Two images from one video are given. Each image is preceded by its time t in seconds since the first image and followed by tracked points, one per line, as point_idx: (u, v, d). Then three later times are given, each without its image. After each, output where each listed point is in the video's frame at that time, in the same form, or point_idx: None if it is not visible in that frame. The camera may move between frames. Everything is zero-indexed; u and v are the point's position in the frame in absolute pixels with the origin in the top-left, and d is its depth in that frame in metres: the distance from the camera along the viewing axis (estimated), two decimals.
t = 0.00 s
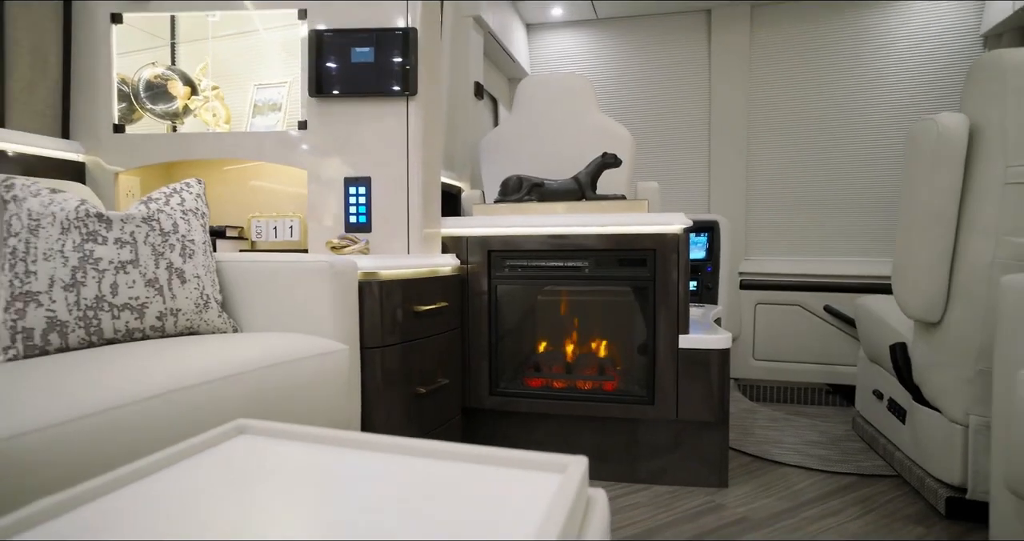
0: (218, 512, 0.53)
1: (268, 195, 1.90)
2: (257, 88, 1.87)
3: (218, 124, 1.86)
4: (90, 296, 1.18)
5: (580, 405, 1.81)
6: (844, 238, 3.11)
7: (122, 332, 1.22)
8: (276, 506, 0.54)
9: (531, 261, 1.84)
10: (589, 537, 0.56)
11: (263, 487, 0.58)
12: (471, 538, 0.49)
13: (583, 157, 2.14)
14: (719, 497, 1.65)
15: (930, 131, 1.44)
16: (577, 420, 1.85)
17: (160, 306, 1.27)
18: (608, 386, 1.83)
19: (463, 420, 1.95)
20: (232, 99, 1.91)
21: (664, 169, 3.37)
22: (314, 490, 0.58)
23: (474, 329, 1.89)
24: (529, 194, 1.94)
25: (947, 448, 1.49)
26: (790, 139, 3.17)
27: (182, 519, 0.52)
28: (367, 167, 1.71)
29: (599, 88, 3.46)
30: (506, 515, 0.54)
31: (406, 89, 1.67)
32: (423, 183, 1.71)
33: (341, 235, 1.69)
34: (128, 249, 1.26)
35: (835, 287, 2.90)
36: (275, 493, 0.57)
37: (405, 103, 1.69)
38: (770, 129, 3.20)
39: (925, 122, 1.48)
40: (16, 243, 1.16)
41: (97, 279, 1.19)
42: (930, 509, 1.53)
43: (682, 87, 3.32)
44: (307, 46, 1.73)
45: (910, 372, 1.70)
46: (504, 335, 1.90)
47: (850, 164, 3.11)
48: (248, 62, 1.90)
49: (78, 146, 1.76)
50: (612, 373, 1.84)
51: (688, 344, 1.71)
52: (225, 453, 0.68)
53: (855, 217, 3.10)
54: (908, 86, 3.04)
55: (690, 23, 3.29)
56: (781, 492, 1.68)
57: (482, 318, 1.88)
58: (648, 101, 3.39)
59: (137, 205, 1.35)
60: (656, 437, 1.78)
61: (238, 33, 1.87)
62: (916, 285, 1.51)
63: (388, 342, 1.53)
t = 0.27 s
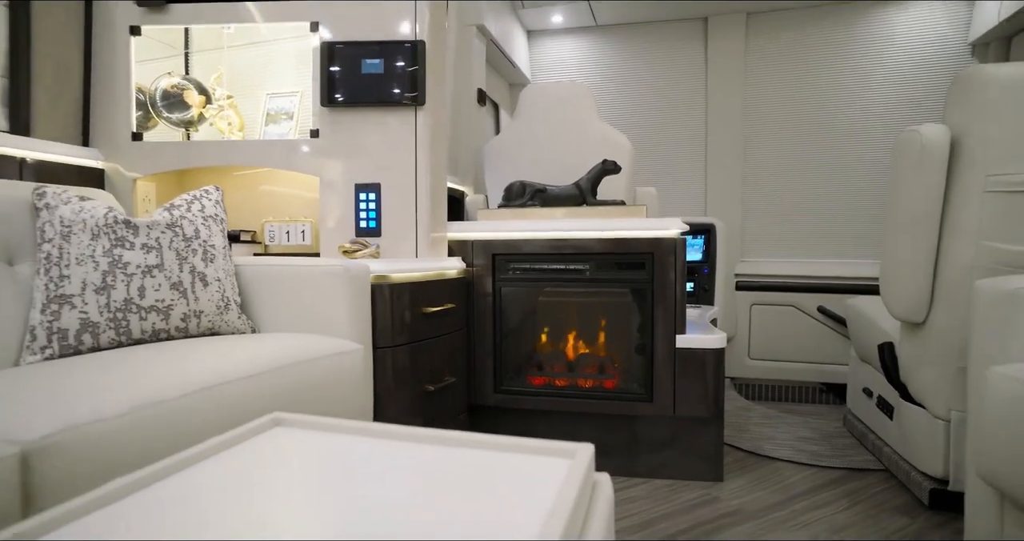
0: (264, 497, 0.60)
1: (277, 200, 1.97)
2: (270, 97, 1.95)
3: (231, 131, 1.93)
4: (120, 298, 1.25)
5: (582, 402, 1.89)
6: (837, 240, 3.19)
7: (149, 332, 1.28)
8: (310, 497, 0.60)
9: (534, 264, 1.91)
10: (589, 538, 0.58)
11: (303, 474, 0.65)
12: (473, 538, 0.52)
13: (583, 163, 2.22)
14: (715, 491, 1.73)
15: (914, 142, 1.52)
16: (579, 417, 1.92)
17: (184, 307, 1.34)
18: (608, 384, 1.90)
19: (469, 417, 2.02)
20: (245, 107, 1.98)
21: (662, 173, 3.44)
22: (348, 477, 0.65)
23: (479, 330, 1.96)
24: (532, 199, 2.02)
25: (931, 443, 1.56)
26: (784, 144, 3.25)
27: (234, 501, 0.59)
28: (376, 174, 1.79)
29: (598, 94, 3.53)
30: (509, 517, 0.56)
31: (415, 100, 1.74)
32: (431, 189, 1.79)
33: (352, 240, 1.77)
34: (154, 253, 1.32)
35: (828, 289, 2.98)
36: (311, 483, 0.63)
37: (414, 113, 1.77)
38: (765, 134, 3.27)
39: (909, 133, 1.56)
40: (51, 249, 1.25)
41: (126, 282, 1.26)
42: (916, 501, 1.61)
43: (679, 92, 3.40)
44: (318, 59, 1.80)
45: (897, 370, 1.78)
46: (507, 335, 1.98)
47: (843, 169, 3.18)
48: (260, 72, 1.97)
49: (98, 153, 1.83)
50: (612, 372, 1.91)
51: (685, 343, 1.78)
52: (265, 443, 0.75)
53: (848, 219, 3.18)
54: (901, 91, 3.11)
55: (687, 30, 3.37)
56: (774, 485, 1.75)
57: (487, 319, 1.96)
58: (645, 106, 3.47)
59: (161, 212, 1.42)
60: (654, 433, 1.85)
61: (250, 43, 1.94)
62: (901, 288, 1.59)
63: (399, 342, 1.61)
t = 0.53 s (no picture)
0: (293, 481, 0.65)
1: (286, 202, 2.04)
2: (281, 104, 2.02)
3: (244, 138, 2.00)
4: (144, 299, 1.31)
5: (582, 399, 1.96)
6: (831, 241, 3.26)
7: (171, 331, 1.35)
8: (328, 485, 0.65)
9: (536, 266, 1.98)
10: (589, 537, 0.59)
11: (328, 462, 0.71)
12: (473, 538, 0.53)
13: (584, 168, 2.28)
14: (711, 483, 1.80)
15: (901, 149, 1.60)
16: (579, 414, 1.99)
17: (205, 307, 1.40)
18: (607, 382, 1.97)
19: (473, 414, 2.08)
20: (257, 113, 2.05)
21: (660, 176, 3.51)
22: (371, 464, 0.70)
23: (483, 329, 2.03)
24: (534, 203, 2.08)
25: (917, 437, 1.64)
26: (779, 147, 3.32)
27: (266, 485, 0.64)
28: (385, 179, 1.85)
29: (597, 98, 3.60)
30: (509, 518, 0.58)
31: (422, 107, 1.81)
32: (437, 193, 1.85)
33: (362, 242, 1.84)
34: (176, 256, 1.39)
35: (821, 289, 3.05)
36: (327, 473, 0.68)
37: (421, 120, 1.83)
38: (761, 138, 3.35)
39: (896, 141, 1.63)
40: (78, 252, 1.31)
41: (150, 283, 1.33)
42: (903, 493, 1.68)
43: (677, 97, 3.46)
44: (328, 68, 1.86)
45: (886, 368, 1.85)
46: (510, 334, 2.04)
47: (837, 172, 3.26)
48: (271, 79, 2.03)
49: (115, 158, 1.89)
50: (612, 370, 1.98)
51: (682, 342, 1.85)
52: (295, 431, 0.82)
53: (842, 221, 3.25)
54: (894, 96, 3.18)
55: (684, 36, 3.43)
56: (768, 478, 1.82)
57: (491, 319, 2.02)
58: (644, 109, 3.54)
59: (181, 216, 1.48)
60: (652, 428, 1.92)
61: (261, 52, 2.00)
62: (889, 289, 1.66)
63: (407, 340, 1.67)
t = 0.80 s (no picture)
0: (321, 469, 0.71)
1: (297, 206, 2.10)
2: (292, 112, 2.09)
3: (256, 144, 2.08)
4: (168, 301, 1.38)
5: (582, 396, 2.03)
6: (823, 244, 3.35)
7: (193, 331, 1.42)
8: (352, 473, 0.70)
9: (538, 268, 2.05)
10: (594, 512, 0.67)
11: (355, 452, 0.78)
12: (473, 538, 0.55)
13: (584, 173, 2.36)
14: (706, 477, 1.88)
15: (885, 159, 1.68)
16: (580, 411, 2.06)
17: (225, 309, 1.47)
18: (607, 380, 2.04)
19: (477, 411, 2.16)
20: (268, 120, 2.12)
21: (657, 179, 3.60)
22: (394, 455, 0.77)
23: (486, 330, 2.10)
24: (536, 207, 2.16)
25: (902, 432, 1.72)
26: (773, 152, 3.41)
27: (294, 471, 0.70)
28: (393, 185, 1.92)
29: (596, 103, 3.68)
30: (509, 519, 0.59)
31: (429, 116, 1.89)
32: (444, 199, 1.93)
33: (371, 246, 1.91)
34: (197, 260, 1.46)
35: (814, 290, 3.13)
36: (343, 465, 0.72)
37: (428, 128, 1.91)
38: (755, 143, 3.43)
39: (882, 150, 1.71)
40: (106, 256, 1.38)
41: (174, 286, 1.40)
42: (888, 485, 1.76)
43: (674, 102, 3.54)
44: (339, 78, 1.93)
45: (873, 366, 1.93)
46: (513, 334, 2.12)
47: (830, 176, 3.34)
48: (282, 88, 2.10)
49: (132, 165, 1.96)
50: (611, 368, 2.06)
51: (678, 341, 1.93)
52: (324, 424, 0.89)
53: (834, 224, 3.34)
54: (884, 102, 3.27)
55: (681, 42, 3.51)
56: (760, 472, 1.90)
57: (495, 319, 2.09)
58: (641, 114, 3.62)
59: (201, 221, 1.55)
60: (649, 425, 1.99)
61: (273, 61, 2.07)
62: (875, 291, 1.74)
63: (416, 340, 1.75)
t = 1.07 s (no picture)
0: (338, 463, 0.76)
1: (306, 210, 2.15)
2: (299, 119, 2.15)
3: (264, 149, 2.13)
4: (185, 303, 1.44)
5: (582, 395, 2.09)
6: (817, 246, 3.41)
7: (208, 333, 1.47)
8: (365, 469, 0.74)
9: (539, 271, 2.11)
10: (597, 495, 0.75)
11: (374, 446, 0.84)
12: (490, 520, 0.61)
13: (583, 177, 2.42)
14: (702, 473, 1.94)
15: (874, 166, 1.74)
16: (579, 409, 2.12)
17: (238, 311, 1.53)
18: (605, 379, 2.10)
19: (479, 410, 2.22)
20: (276, 126, 2.17)
21: (654, 182, 3.66)
22: (410, 448, 0.82)
23: (489, 331, 2.16)
24: (536, 211, 2.22)
25: (890, 429, 1.78)
26: (768, 155, 3.47)
27: (319, 464, 0.76)
28: (398, 190, 1.98)
29: (595, 107, 3.74)
30: (521, 504, 0.65)
31: (433, 124, 1.95)
32: (447, 203, 1.98)
33: (377, 249, 1.96)
34: (212, 264, 1.51)
35: (808, 291, 3.20)
36: (365, 459, 0.78)
37: (432, 135, 1.97)
38: (751, 147, 3.49)
39: (871, 157, 1.77)
40: (124, 260, 1.43)
41: (190, 289, 1.45)
42: (878, 481, 1.82)
43: (671, 106, 3.61)
44: (345, 87, 1.99)
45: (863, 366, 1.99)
46: (514, 335, 2.18)
47: (824, 179, 3.40)
48: (289, 95, 2.16)
49: (144, 170, 2.02)
50: (609, 368, 2.11)
51: (675, 342, 1.99)
52: (341, 422, 0.95)
53: (828, 226, 3.40)
54: (876, 108, 3.34)
55: (678, 48, 3.57)
56: (754, 468, 1.96)
57: (496, 320, 2.15)
58: (639, 118, 3.68)
59: (214, 226, 1.61)
60: (647, 423, 2.05)
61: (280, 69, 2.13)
62: (864, 293, 1.81)
63: (421, 340, 1.81)
